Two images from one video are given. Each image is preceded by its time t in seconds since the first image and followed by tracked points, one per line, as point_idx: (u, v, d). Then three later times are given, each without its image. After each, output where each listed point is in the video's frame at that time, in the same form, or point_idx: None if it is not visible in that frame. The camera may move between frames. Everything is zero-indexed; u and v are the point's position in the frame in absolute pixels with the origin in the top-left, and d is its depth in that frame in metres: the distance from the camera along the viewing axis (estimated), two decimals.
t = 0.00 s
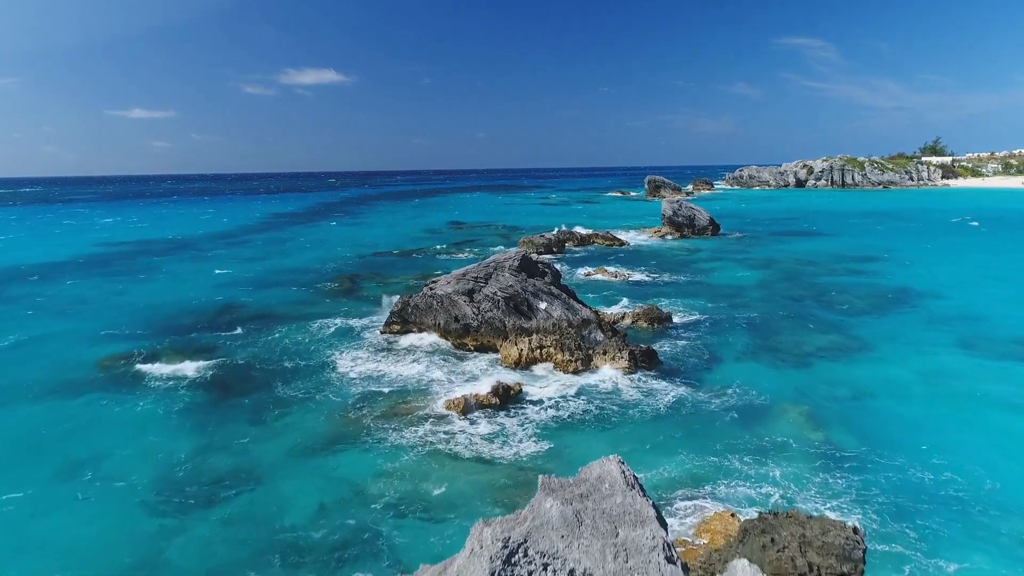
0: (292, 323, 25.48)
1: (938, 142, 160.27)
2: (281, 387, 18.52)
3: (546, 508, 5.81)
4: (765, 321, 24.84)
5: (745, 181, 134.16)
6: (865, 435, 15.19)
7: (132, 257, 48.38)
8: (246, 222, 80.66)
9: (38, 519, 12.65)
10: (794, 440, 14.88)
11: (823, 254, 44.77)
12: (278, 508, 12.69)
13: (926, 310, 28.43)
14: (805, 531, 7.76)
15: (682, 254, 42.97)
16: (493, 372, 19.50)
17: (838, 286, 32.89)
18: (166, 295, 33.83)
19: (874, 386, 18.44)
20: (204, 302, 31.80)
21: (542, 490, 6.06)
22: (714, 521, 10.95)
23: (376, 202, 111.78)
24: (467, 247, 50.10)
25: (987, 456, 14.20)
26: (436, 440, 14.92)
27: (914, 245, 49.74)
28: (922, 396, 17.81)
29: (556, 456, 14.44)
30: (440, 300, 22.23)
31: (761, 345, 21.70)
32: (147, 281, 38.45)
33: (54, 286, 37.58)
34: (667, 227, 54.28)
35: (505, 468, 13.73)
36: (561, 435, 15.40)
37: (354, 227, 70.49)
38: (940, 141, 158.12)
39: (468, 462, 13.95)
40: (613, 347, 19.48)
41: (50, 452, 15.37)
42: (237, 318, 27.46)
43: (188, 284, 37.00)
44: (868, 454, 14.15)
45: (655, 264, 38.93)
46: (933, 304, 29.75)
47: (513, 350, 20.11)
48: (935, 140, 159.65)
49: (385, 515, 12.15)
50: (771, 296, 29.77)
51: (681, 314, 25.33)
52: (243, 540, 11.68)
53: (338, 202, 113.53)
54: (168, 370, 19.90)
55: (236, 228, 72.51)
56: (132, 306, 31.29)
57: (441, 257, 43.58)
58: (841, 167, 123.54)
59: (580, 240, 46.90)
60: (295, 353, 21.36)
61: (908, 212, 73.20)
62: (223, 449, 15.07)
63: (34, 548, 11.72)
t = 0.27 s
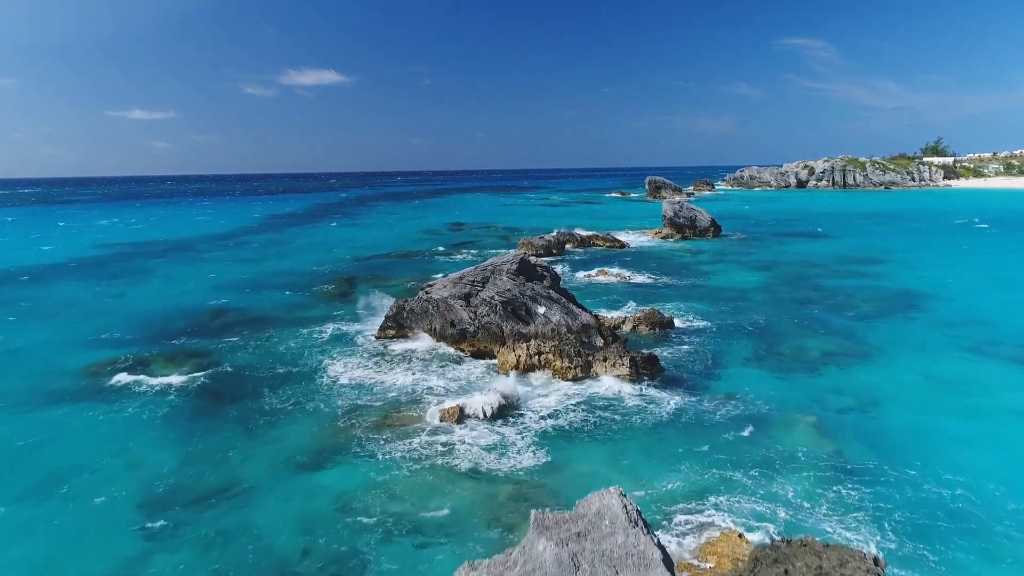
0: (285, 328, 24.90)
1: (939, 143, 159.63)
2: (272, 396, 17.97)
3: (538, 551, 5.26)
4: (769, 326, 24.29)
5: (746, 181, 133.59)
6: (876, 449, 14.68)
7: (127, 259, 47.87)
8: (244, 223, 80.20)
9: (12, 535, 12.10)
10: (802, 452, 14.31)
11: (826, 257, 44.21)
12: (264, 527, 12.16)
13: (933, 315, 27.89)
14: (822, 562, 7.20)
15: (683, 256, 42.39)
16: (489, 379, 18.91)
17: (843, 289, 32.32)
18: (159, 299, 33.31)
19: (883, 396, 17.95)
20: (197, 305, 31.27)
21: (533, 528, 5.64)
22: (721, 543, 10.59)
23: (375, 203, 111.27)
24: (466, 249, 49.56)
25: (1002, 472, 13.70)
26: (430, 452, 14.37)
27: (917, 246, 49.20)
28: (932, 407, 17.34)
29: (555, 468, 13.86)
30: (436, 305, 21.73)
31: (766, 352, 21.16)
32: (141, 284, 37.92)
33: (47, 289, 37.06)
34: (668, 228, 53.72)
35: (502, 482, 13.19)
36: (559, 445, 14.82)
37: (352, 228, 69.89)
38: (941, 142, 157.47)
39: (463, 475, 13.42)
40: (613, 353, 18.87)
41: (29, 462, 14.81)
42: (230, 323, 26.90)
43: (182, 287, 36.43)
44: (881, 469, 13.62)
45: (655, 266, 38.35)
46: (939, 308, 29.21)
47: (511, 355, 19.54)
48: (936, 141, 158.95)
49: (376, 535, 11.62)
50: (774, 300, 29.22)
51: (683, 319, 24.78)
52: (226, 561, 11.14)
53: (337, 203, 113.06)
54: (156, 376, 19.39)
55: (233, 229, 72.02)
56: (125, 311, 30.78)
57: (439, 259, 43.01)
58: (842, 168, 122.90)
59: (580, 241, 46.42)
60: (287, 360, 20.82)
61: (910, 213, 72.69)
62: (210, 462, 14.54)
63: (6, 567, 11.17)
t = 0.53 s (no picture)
0: (278, 332, 24.38)
1: (940, 143, 159.14)
2: (262, 405, 17.44)
3: None
4: (773, 331, 23.75)
5: (747, 182, 133.08)
6: (887, 461, 14.19)
7: (122, 261, 47.35)
8: (243, 224, 79.75)
9: None
10: (811, 464, 13.81)
11: (828, 258, 43.68)
12: (249, 546, 11.63)
13: (939, 319, 27.39)
14: None
15: (684, 258, 41.85)
16: (486, 386, 18.43)
17: (847, 292, 31.81)
18: (152, 302, 32.79)
19: (891, 406, 17.48)
20: (190, 309, 30.77)
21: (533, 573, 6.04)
22: (728, 566, 9.97)
23: (374, 204, 110.76)
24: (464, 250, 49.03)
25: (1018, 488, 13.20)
26: (424, 464, 13.86)
27: (921, 248, 48.67)
28: (942, 420, 16.89)
29: (553, 482, 13.34)
30: (432, 309, 21.27)
31: (770, 358, 20.64)
32: (134, 286, 37.39)
33: (39, 291, 36.53)
34: (669, 229, 53.21)
35: (499, 497, 12.68)
36: (558, 456, 14.32)
37: (350, 229, 69.32)
38: (942, 142, 156.89)
39: (458, 490, 12.91)
40: (614, 359, 18.36)
41: (9, 472, 14.29)
42: (222, 327, 26.38)
43: (176, 290, 35.89)
44: (893, 484, 13.11)
45: (656, 268, 37.82)
46: (946, 311, 28.69)
47: (508, 362, 19.06)
48: (937, 141, 158.33)
49: (367, 556, 11.12)
50: (778, 303, 28.69)
51: (685, 323, 24.25)
52: None
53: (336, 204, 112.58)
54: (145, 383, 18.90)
55: (231, 230, 71.53)
56: (117, 315, 30.28)
57: (437, 261, 42.49)
58: (843, 168, 122.33)
59: (580, 243, 46.08)
60: (279, 366, 20.29)
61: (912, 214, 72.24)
62: (196, 475, 14.02)
63: None
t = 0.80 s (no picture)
0: (271, 336, 23.83)
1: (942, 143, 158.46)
2: (250, 415, 16.85)
3: None
4: (778, 336, 23.15)
5: (747, 182, 132.50)
6: (901, 474, 13.61)
7: (117, 263, 46.86)
8: (241, 225, 79.33)
9: None
10: (821, 476, 13.24)
11: (832, 260, 43.09)
12: (232, 566, 11.06)
13: (947, 323, 26.77)
14: None
15: (686, 259, 41.26)
16: (483, 394, 17.87)
17: (852, 295, 31.19)
18: (145, 305, 32.29)
19: (901, 417, 16.91)
20: (183, 312, 30.24)
21: None
22: None
23: (373, 204, 110.26)
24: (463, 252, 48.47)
25: None
26: (417, 478, 13.32)
27: (926, 250, 48.04)
28: (956, 430, 16.30)
29: (552, 496, 12.78)
30: (428, 314, 20.71)
31: (775, 364, 20.08)
32: (128, 289, 36.89)
33: (32, 294, 36.05)
34: (670, 230, 52.64)
35: (494, 514, 12.13)
36: (557, 468, 13.76)
37: (348, 230, 68.77)
38: (943, 142, 156.19)
39: (452, 506, 12.36)
40: (615, 365, 17.79)
41: None
42: (214, 330, 25.81)
43: (169, 292, 35.34)
44: (908, 499, 12.52)
45: (657, 270, 37.23)
46: (953, 314, 28.12)
47: (506, 368, 18.50)
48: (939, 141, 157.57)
49: None
50: (781, 306, 28.10)
51: (688, 327, 23.70)
52: None
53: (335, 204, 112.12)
54: (132, 391, 18.37)
55: (229, 231, 71.08)
56: (108, 318, 29.77)
57: (435, 263, 41.90)
58: (845, 168, 121.63)
59: (580, 244, 45.51)
60: (271, 372, 19.71)
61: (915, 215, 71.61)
62: (180, 488, 13.48)
63: None
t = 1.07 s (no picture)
0: (264, 341, 23.26)
1: (942, 143, 157.98)
2: (238, 425, 16.27)
3: None
4: (783, 340, 22.61)
5: (748, 183, 132.01)
6: (916, 487, 13.06)
7: (112, 265, 46.33)
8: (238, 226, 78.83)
9: None
10: (833, 490, 12.67)
11: (835, 261, 42.55)
12: None
13: (955, 325, 26.27)
14: None
15: (687, 260, 40.72)
16: (481, 401, 17.32)
17: (856, 297, 30.67)
18: (138, 307, 31.74)
19: (913, 426, 16.39)
20: (176, 315, 29.70)
21: None
22: None
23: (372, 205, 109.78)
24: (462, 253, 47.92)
25: None
26: (411, 492, 12.77)
27: (929, 251, 47.50)
28: (971, 438, 15.74)
29: (552, 511, 12.22)
30: (424, 318, 20.15)
31: (782, 370, 19.53)
32: (121, 291, 36.33)
33: (24, 296, 35.50)
34: (671, 231, 52.10)
35: (492, 531, 11.58)
36: (557, 480, 13.21)
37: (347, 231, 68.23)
38: (944, 142, 155.76)
39: (448, 522, 11.82)
40: (616, 372, 17.23)
41: None
42: (207, 334, 25.27)
43: (162, 295, 34.83)
44: (926, 514, 11.96)
45: (659, 271, 36.67)
46: (960, 317, 27.58)
47: (504, 375, 17.93)
48: (940, 141, 157.01)
49: None
50: (786, 309, 27.55)
51: (690, 331, 23.16)
52: None
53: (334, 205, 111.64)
54: (119, 399, 17.81)
55: (226, 232, 70.58)
56: (100, 321, 29.23)
57: (433, 264, 41.41)
58: (845, 169, 121.16)
59: (580, 245, 44.95)
60: (262, 377, 19.14)
61: (917, 215, 71.09)
62: (166, 503, 12.93)
63: None
